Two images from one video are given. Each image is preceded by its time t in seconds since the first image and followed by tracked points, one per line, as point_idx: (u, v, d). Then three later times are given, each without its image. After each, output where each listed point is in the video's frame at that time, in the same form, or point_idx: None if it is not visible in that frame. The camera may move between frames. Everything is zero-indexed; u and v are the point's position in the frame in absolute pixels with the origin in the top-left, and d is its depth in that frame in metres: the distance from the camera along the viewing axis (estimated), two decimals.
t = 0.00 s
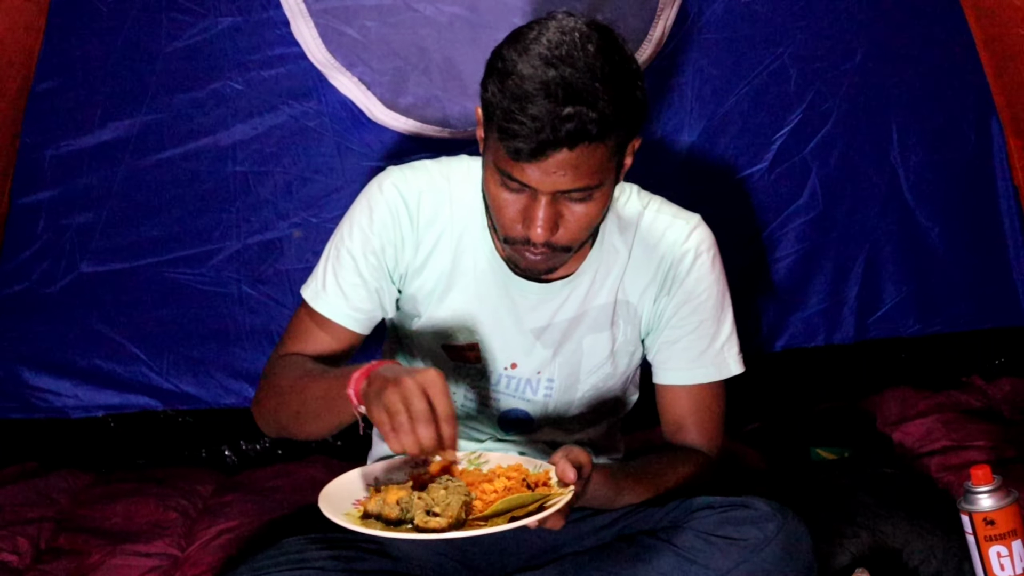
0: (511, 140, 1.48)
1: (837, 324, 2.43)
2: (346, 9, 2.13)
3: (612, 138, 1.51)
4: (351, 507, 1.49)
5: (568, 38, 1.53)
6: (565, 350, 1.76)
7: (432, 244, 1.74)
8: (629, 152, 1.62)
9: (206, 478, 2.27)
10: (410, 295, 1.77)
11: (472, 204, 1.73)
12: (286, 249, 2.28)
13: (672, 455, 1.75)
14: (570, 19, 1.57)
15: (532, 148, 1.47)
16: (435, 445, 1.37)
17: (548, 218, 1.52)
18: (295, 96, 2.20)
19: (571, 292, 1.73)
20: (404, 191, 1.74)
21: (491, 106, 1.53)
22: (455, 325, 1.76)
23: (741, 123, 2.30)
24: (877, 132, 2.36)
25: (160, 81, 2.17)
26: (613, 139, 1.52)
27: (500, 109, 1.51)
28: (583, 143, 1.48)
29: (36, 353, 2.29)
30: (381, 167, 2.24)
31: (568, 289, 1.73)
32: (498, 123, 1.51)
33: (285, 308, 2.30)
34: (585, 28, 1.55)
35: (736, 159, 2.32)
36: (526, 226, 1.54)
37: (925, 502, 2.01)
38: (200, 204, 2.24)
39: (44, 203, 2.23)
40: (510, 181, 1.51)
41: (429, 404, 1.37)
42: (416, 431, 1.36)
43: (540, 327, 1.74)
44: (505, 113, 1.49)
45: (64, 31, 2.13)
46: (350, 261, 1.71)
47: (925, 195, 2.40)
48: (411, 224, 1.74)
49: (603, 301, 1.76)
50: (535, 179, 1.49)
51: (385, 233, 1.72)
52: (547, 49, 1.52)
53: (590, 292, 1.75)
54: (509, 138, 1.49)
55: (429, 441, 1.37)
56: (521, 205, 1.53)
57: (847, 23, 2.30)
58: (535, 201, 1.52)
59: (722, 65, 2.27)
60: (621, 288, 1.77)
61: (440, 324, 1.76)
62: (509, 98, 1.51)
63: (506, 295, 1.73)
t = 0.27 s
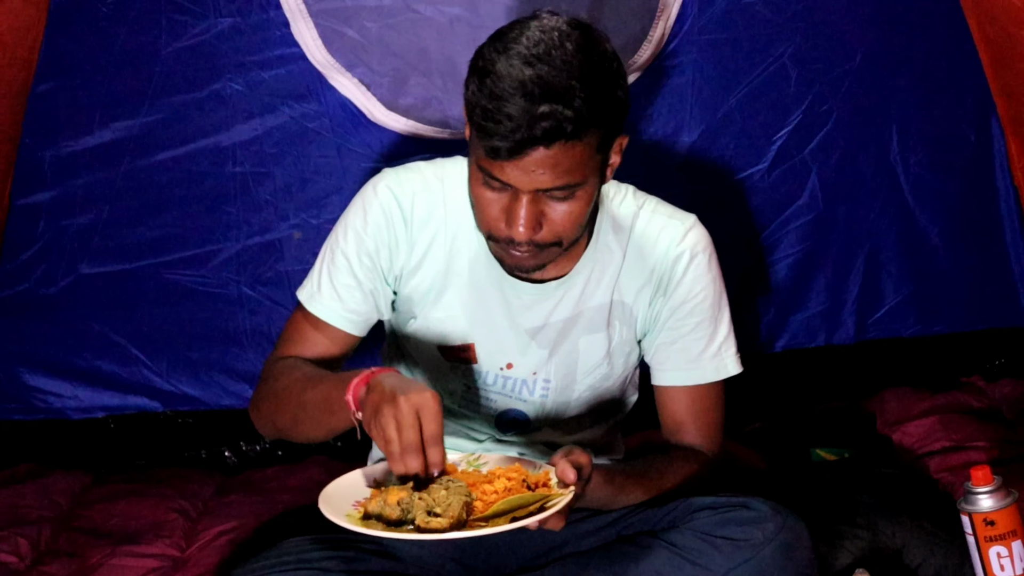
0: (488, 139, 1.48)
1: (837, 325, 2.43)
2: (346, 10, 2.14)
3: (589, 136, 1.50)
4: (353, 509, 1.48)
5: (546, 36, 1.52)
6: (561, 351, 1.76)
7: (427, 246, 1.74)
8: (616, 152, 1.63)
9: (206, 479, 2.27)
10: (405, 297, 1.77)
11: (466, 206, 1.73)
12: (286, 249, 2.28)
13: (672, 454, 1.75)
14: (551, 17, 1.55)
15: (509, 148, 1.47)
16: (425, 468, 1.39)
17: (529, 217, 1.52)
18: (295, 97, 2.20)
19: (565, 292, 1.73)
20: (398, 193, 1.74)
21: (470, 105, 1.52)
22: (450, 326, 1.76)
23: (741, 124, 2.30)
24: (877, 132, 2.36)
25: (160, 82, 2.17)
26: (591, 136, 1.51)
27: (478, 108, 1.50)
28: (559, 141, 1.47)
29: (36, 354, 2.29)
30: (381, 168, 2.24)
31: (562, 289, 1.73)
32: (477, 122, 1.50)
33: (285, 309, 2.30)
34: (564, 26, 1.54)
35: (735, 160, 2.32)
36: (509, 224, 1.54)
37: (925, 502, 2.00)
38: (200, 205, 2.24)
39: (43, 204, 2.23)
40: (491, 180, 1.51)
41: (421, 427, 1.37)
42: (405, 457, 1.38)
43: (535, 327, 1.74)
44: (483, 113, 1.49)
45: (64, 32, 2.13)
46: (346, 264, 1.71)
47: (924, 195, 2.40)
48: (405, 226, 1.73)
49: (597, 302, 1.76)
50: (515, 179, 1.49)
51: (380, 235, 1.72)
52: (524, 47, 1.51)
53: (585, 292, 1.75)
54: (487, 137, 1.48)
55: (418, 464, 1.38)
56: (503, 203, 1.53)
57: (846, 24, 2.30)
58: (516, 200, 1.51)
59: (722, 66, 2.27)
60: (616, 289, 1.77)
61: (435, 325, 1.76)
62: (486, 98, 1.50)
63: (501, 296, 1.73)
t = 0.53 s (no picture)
0: (478, 144, 1.48)
1: (836, 325, 2.43)
2: (345, 10, 2.15)
3: (581, 137, 1.50)
4: (353, 510, 1.48)
5: (535, 39, 1.52)
6: (559, 352, 1.76)
7: (425, 248, 1.74)
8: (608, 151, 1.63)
9: (205, 480, 2.27)
10: (403, 299, 1.77)
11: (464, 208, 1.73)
12: (285, 250, 2.28)
13: (672, 455, 1.74)
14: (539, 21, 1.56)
15: (500, 151, 1.47)
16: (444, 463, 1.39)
17: (523, 219, 1.51)
18: (294, 97, 2.20)
19: (563, 294, 1.74)
20: (395, 195, 1.73)
21: (461, 110, 1.53)
22: (448, 328, 1.76)
23: (740, 124, 2.30)
24: (876, 132, 2.36)
25: (158, 82, 2.17)
26: (582, 138, 1.50)
27: (468, 113, 1.51)
28: (549, 143, 1.47)
29: (35, 355, 2.29)
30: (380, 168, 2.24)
31: (560, 290, 1.73)
32: (467, 126, 1.50)
33: (284, 309, 2.30)
34: (553, 29, 1.54)
35: (734, 161, 2.32)
36: (503, 228, 1.53)
37: (925, 502, 2.00)
38: (199, 206, 2.24)
39: (42, 205, 2.23)
40: (483, 183, 1.51)
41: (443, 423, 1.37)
42: (427, 451, 1.38)
43: (533, 328, 1.74)
44: (473, 117, 1.49)
45: (62, 33, 2.13)
46: (343, 266, 1.70)
47: (923, 195, 2.40)
48: (404, 228, 1.73)
49: (595, 303, 1.76)
50: (507, 182, 1.48)
51: (377, 238, 1.72)
52: (514, 50, 1.51)
53: (583, 293, 1.75)
54: (477, 141, 1.48)
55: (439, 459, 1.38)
56: (496, 206, 1.52)
57: (845, 24, 2.30)
58: (509, 203, 1.51)
59: (721, 66, 2.27)
60: (614, 290, 1.77)
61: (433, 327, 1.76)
62: (475, 102, 1.50)
63: (499, 297, 1.73)
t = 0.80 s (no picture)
0: (476, 145, 1.48)
1: (835, 325, 2.43)
2: (344, 10, 2.14)
3: (578, 140, 1.50)
4: (348, 509, 1.48)
5: (533, 41, 1.52)
6: (558, 352, 1.76)
7: (424, 248, 1.74)
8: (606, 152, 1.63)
9: (204, 480, 2.27)
10: (402, 299, 1.76)
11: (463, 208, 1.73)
12: (284, 250, 2.28)
13: (672, 456, 1.75)
14: (538, 22, 1.56)
15: (497, 153, 1.47)
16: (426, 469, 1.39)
17: (521, 221, 1.51)
18: (292, 98, 2.20)
19: (563, 294, 1.74)
20: (394, 195, 1.73)
21: (459, 110, 1.53)
22: (447, 328, 1.76)
23: (738, 124, 2.30)
24: (875, 132, 2.36)
25: (157, 82, 2.17)
26: (579, 140, 1.50)
27: (466, 114, 1.51)
28: (547, 145, 1.47)
29: (34, 355, 2.28)
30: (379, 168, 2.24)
31: (559, 290, 1.73)
32: (465, 128, 1.50)
33: (282, 309, 2.30)
34: (552, 29, 1.54)
35: (733, 161, 2.32)
36: (500, 229, 1.53)
37: (924, 502, 2.01)
38: (197, 206, 2.24)
39: (41, 205, 2.23)
40: (481, 185, 1.51)
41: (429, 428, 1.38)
42: (412, 454, 1.38)
43: (532, 328, 1.74)
44: (470, 118, 1.49)
45: (60, 33, 2.13)
46: (342, 265, 1.70)
47: (922, 195, 2.40)
48: (403, 228, 1.73)
49: (595, 303, 1.76)
50: (504, 184, 1.48)
51: (376, 238, 1.72)
52: (512, 52, 1.51)
53: (582, 294, 1.75)
54: (475, 143, 1.48)
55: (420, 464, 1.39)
56: (494, 208, 1.52)
57: (844, 24, 2.30)
58: (506, 205, 1.51)
59: (720, 66, 2.27)
60: (614, 290, 1.77)
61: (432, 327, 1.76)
62: (473, 103, 1.50)
63: (498, 298, 1.73)
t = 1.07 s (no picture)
0: (472, 149, 1.47)
1: (834, 326, 2.43)
2: (343, 11, 2.14)
3: (575, 145, 1.50)
4: (352, 512, 1.48)
5: (532, 45, 1.52)
6: (557, 353, 1.76)
7: (421, 248, 1.74)
8: (605, 155, 1.63)
9: (203, 481, 2.27)
10: (400, 300, 1.77)
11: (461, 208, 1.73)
12: (283, 251, 2.28)
13: (671, 455, 1.75)
14: (539, 25, 1.55)
15: (494, 158, 1.46)
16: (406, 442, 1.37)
17: (517, 224, 1.51)
18: (291, 99, 2.20)
19: (561, 294, 1.74)
20: (392, 195, 1.73)
21: (457, 113, 1.52)
22: (445, 329, 1.76)
23: (737, 124, 2.30)
24: (873, 133, 2.36)
25: (156, 83, 2.17)
26: (576, 145, 1.50)
27: (464, 118, 1.51)
28: (543, 151, 1.47)
29: (33, 356, 2.28)
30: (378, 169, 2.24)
31: (558, 290, 1.73)
32: (463, 131, 1.50)
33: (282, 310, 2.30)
34: (551, 33, 1.54)
35: (731, 161, 2.32)
36: (497, 231, 1.53)
37: (923, 504, 2.01)
38: (196, 207, 2.24)
39: (40, 206, 2.22)
40: (478, 188, 1.51)
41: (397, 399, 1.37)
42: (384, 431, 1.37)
43: (531, 328, 1.74)
44: (468, 122, 1.49)
45: (59, 34, 2.13)
46: (339, 265, 1.70)
47: (921, 196, 2.41)
48: (400, 228, 1.73)
49: (594, 304, 1.76)
50: (501, 188, 1.48)
51: (374, 238, 1.72)
52: (511, 56, 1.50)
53: (581, 294, 1.75)
54: (472, 146, 1.48)
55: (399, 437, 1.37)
56: (491, 210, 1.52)
57: (843, 25, 2.30)
58: (503, 208, 1.51)
59: (719, 66, 2.27)
60: (613, 291, 1.77)
61: (430, 327, 1.76)
62: (471, 107, 1.50)
63: (496, 299, 1.73)
